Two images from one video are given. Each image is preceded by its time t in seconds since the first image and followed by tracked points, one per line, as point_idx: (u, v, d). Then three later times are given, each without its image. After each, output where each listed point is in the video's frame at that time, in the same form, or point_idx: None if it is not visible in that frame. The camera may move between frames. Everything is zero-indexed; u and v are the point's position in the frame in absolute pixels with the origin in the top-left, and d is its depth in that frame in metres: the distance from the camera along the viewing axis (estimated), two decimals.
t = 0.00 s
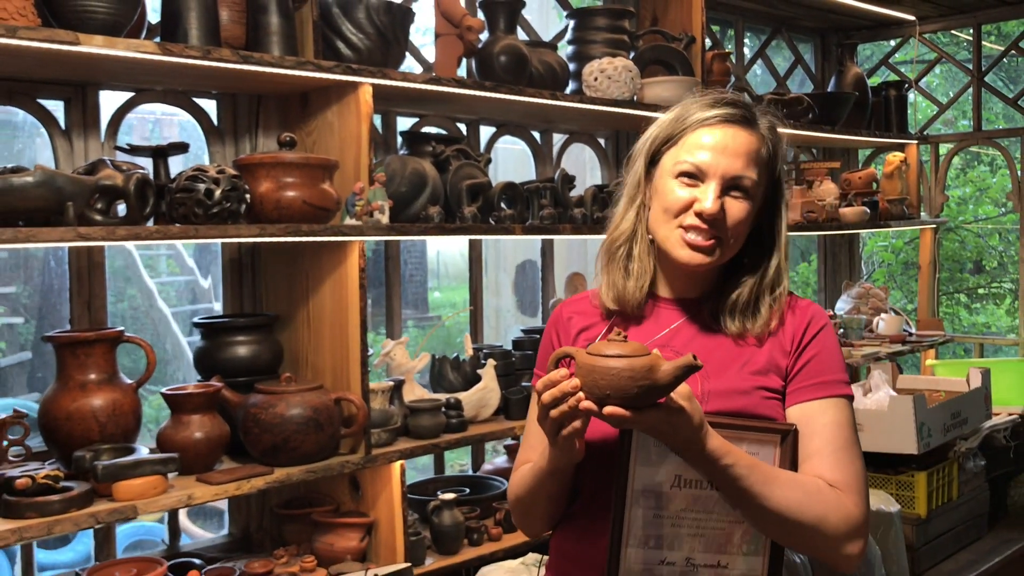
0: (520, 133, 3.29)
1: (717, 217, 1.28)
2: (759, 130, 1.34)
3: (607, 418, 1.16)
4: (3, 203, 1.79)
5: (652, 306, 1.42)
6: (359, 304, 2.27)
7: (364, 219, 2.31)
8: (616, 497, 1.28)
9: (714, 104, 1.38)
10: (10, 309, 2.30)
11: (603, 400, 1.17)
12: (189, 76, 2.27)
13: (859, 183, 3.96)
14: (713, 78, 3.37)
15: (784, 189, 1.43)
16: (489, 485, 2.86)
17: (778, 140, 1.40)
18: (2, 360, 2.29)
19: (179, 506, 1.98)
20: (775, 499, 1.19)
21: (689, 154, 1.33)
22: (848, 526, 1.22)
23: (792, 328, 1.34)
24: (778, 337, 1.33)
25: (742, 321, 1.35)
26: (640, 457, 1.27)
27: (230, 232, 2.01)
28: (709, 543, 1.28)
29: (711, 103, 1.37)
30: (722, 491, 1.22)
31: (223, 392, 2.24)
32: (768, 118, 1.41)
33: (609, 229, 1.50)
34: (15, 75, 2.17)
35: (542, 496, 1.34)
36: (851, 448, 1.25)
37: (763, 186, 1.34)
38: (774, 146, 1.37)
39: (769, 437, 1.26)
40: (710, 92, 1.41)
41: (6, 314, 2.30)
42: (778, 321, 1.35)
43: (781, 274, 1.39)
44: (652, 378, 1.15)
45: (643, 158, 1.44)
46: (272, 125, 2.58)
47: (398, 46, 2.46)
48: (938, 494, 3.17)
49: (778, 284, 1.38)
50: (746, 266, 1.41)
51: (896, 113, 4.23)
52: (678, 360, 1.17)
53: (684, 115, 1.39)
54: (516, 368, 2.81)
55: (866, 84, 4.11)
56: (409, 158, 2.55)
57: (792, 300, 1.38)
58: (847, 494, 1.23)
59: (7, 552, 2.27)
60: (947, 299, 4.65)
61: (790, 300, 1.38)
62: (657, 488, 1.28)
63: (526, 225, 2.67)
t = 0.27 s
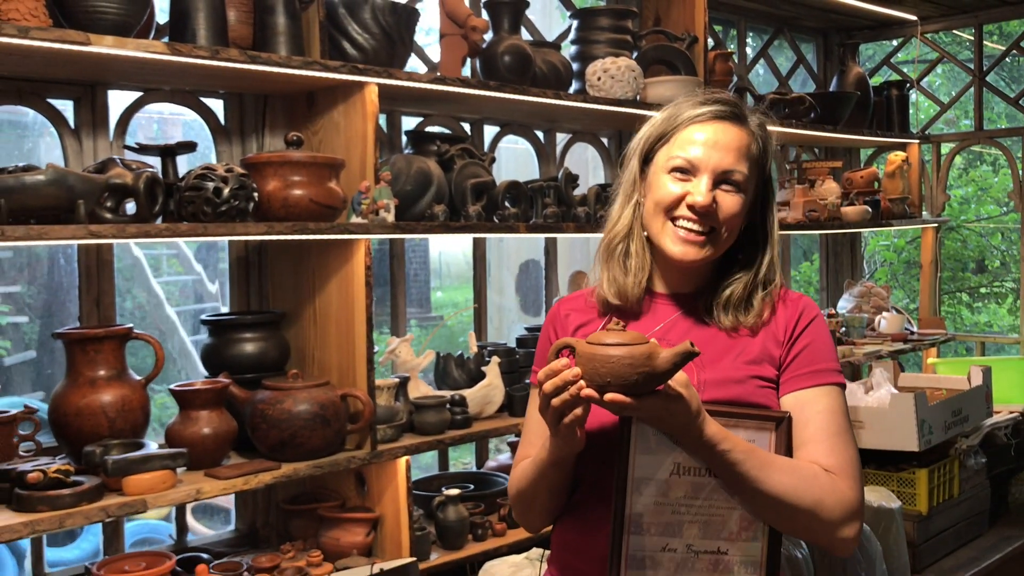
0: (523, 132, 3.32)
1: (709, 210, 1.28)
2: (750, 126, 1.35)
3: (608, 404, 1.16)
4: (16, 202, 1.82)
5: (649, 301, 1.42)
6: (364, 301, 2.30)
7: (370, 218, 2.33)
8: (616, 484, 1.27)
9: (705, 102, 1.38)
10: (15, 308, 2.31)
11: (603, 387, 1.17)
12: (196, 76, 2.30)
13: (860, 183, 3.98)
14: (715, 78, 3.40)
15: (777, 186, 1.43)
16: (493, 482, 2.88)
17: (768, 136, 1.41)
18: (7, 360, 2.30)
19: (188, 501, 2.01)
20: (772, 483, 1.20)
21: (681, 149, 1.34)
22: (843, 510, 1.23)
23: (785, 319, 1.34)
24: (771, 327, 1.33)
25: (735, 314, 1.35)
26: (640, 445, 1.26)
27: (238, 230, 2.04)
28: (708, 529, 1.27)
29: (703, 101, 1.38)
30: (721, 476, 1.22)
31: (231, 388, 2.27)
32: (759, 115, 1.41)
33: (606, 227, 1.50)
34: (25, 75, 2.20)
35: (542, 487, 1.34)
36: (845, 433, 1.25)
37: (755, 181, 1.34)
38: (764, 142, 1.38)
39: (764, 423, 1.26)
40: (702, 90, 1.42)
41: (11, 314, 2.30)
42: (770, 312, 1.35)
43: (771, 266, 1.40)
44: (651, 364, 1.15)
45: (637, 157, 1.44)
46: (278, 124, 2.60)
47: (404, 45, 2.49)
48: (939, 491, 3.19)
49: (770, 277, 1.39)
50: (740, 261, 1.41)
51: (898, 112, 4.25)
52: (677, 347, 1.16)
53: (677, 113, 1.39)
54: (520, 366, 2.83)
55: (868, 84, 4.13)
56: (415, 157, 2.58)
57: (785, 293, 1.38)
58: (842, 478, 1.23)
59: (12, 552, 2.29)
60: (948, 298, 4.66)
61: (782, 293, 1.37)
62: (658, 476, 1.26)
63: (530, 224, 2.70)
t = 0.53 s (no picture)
0: (526, 130, 3.34)
1: (704, 224, 1.27)
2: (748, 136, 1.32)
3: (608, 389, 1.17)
4: (27, 199, 1.84)
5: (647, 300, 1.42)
6: (371, 298, 2.32)
7: (375, 215, 2.35)
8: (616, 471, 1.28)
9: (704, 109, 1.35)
10: (18, 306, 2.32)
11: (604, 372, 1.17)
12: (203, 74, 2.32)
13: (862, 180, 4.00)
14: (718, 76, 3.42)
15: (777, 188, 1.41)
16: (497, 477, 2.91)
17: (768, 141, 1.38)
18: (10, 358, 2.31)
19: (197, 494, 2.03)
20: (763, 470, 1.20)
21: (677, 160, 1.31)
22: (836, 498, 1.22)
23: (779, 314, 1.33)
24: (766, 322, 1.33)
25: (730, 312, 1.34)
26: (637, 432, 1.27)
27: (245, 226, 2.07)
28: (705, 517, 1.26)
29: (702, 109, 1.34)
30: (716, 463, 1.23)
31: (238, 382, 2.30)
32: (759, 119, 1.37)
33: (605, 227, 1.49)
34: (34, 73, 2.22)
35: (544, 477, 1.34)
36: (838, 423, 1.25)
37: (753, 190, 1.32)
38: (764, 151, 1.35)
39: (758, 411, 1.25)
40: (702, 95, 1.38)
41: (14, 312, 2.32)
42: (764, 308, 1.34)
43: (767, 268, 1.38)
44: (650, 350, 1.16)
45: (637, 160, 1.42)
46: (284, 122, 2.62)
47: (408, 44, 2.51)
48: (940, 486, 3.21)
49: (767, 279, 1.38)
50: (738, 264, 1.39)
51: (899, 110, 4.27)
52: (677, 334, 1.16)
53: (676, 120, 1.36)
54: (524, 362, 2.85)
55: (869, 82, 4.14)
56: (419, 155, 2.60)
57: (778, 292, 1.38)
58: (835, 468, 1.23)
59: (18, 548, 2.31)
60: (949, 295, 4.68)
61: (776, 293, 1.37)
62: (655, 462, 1.26)
63: (533, 221, 2.72)
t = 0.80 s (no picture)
0: (528, 126, 3.36)
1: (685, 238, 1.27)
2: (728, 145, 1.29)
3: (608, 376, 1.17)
4: (37, 193, 1.86)
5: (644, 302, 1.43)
6: (376, 291, 2.35)
7: (380, 210, 2.38)
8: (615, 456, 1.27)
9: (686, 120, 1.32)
10: (21, 302, 2.34)
11: (604, 361, 1.18)
12: (210, 70, 2.34)
13: (861, 176, 4.02)
14: (718, 73, 3.44)
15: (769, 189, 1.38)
16: (500, 470, 2.93)
17: (753, 142, 1.34)
18: (14, 353, 2.34)
19: (205, 485, 2.06)
20: (759, 458, 1.18)
21: (658, 174, 1.30)
22: (828, 488, 1.21)
23: (774, 310, 1.32)
24: (761, 316, 1.32)
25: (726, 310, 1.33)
26: (637, 418, 1.26)
27: (253, 221, 2.09)
28: (703, 502, 1.25)
29: (683, 120, 1.32)
30: (712, 449, 1.22)
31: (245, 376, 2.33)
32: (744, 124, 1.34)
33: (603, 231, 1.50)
34: (43, 70, 2.24)
35: (546, 466, 1.33)
36: (831, 414, 1.24)
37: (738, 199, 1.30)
38: (748, 155, 1.32)
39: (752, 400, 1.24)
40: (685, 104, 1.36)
41: (17, 308, 2.34)
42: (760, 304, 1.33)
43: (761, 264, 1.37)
44: (648, 339, 1.17)
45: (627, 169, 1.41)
46: (290, 118, 2.65)
47: (413, 41, 2.53)
48: (938, 480, 3.24)
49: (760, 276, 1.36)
50: (732, 266, 1.38)
51: (898, 107, 4.30)
52: (674, 322, 1.18)
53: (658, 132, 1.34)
54: (527, 356, 2.87)
55: (868, 78, 4.17)
56: (423, 150, 2.62)
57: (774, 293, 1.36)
58: (828, 457, 1.22)
59: (21, 542, 2.32)
60: (948, 291, 4.71)
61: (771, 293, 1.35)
62: (654, 448, 1.26)
63: (536, 216, 2.74)
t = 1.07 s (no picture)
0: (528, 120, 3.37)
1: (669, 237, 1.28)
2: (706, 141, 1.30)
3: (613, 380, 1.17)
4: (42, 185, 1.87)
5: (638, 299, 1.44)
6: (378, 284, 2.35)
7: (382, 203, 2.39)
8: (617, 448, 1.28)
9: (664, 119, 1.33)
10: (23, 296, 2.35)
11: (609, 365, 1.19)
12: (213, 64, 2.35)
13: (861, 170, 4.04)
14: (719, 66, 3.45)
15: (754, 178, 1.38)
16: (501, 462, 2.95)
17: (734, 135, 1.34)
18: (14, 347, 2.34)
19: (209, 476, 2.07)
20: (760, 447, 1.18)
21: (638, 176, 1.31)
22: (826, 477, 1.22)
23: (773, 304, 1.33)
24: (760, 310, 1.32)
25: (722, 303, 1.34)
26: (639, 410, 1.27)
27: (256, 214, 2.10)
28: (704, 493, 1.26)
29: (662, 120, 1.33)
30: (712, 440, 1.22)
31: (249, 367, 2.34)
32: (722, 117, 1.35)
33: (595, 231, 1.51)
34: (47, 62, 2.25)
35: (548, 459, 1.34)
36: (827, 405, 1.25)
37: (720, 194, 1.31)
38: (728, 149, 1.32)
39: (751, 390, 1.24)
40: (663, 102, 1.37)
41: (18, 302, 2.35)
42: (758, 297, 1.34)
43: (749, 254, 1.37)
44: (650, 339, 1.17)
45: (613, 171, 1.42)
46: (292, 110, 2.66)
47: (415, 34, 2.54)
48: (937, 472, 3.25)
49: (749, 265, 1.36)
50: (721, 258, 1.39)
51: (897, 101, 4.30)
52: (674, 320, 1.18)
53: (639, 133, 1.35)
54: (528, 348, 2.89)
55: (869, 72, 4.17)
56: (425, 144, 2.63)
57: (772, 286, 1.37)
58: (826, 448, 1.22)
59: (23, 534, 2.34)
60: (947, 285, 4.72)
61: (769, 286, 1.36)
62: (655, 439, 1.26)
63: (537, 209, 2.75)
